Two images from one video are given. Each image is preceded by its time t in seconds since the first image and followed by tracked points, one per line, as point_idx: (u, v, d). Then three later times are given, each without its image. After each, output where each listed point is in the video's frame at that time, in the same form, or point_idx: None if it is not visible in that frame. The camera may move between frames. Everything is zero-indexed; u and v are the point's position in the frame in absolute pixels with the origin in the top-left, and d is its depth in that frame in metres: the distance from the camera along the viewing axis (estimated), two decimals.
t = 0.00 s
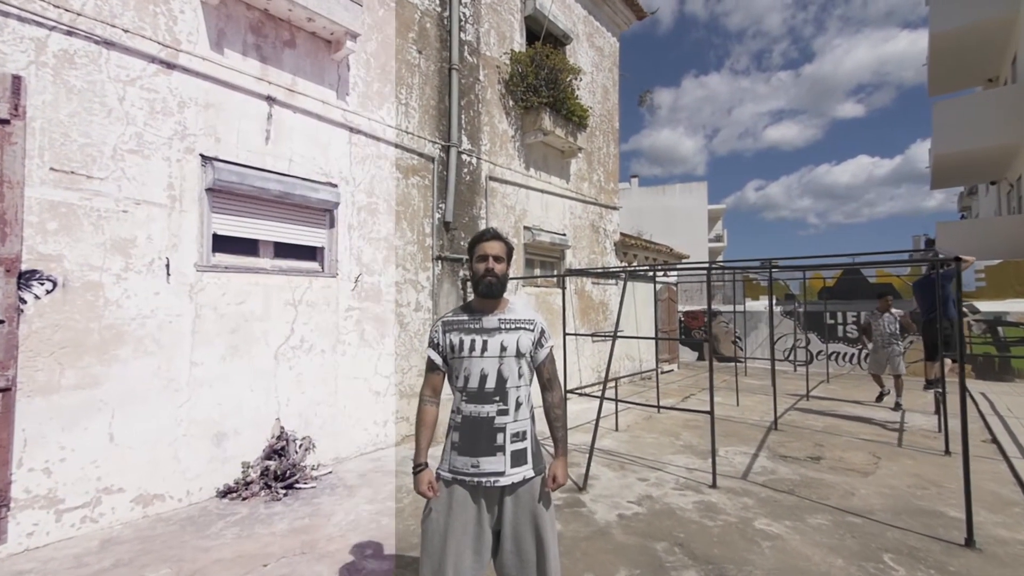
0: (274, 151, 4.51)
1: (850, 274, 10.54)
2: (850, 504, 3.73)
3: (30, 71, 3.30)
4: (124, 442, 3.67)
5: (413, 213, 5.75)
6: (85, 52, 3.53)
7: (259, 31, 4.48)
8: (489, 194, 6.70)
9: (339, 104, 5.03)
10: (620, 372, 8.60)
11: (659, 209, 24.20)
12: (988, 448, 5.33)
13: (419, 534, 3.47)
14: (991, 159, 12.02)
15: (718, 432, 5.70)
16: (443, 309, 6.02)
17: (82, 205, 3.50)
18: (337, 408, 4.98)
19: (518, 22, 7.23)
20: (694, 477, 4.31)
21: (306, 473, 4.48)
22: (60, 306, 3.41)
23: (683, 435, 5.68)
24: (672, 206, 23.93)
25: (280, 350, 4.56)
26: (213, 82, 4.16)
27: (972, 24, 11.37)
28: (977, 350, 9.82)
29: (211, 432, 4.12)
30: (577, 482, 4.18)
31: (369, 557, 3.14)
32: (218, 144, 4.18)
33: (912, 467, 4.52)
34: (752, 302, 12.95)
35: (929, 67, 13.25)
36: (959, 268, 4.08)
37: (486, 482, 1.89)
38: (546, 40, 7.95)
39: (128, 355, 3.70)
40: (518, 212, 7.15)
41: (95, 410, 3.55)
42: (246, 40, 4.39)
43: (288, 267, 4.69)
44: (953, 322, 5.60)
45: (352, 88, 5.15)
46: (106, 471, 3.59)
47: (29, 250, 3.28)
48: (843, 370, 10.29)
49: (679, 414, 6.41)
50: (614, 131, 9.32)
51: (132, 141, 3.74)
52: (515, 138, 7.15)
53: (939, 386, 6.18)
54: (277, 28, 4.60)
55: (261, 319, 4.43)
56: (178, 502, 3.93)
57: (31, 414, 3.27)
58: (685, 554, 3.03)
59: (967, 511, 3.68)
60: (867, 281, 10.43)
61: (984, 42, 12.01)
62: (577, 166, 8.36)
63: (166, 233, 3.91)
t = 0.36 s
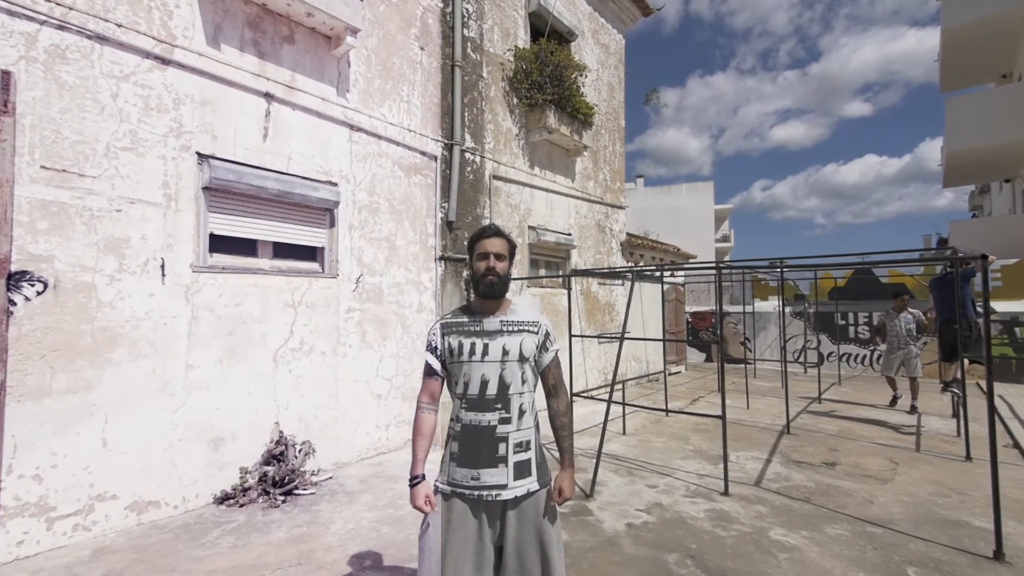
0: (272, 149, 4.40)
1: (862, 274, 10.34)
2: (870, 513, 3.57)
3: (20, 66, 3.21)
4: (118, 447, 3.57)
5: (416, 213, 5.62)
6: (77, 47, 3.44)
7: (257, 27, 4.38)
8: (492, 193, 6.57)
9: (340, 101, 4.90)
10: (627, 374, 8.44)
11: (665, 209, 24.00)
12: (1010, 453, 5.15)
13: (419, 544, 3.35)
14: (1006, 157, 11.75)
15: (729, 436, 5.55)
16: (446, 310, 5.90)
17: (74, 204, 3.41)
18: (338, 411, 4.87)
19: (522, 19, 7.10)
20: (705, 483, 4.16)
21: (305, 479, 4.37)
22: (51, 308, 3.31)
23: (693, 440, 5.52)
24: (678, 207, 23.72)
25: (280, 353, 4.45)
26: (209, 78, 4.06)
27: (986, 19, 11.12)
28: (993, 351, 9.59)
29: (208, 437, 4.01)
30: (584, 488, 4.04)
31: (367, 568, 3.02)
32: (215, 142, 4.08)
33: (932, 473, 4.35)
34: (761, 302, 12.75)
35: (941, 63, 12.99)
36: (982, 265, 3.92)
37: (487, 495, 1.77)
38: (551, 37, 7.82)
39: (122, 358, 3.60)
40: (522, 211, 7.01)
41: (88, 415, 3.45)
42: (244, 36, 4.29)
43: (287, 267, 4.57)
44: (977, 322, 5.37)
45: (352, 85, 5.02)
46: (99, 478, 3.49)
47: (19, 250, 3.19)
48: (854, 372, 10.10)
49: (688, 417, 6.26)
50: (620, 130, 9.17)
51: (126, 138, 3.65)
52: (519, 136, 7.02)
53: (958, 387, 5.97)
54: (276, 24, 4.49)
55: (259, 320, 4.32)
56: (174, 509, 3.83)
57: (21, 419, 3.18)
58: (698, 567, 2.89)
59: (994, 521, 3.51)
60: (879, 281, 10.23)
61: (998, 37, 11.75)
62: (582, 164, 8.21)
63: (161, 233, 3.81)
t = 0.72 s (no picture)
0: (275, 147, 4.30)
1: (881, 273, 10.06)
2: (898, 526, 3.38)
3: (16, 63, 3.14)
4: (117, 453, 3.49)
5: (423, 212, 5.49)
6: (75, 44, 3.37)
7: (259, 23, 4.28)
8: (500, 192, 6.42)
9: (344, 99, 4.78)
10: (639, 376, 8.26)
11: (676, 208, 23.72)
12: None
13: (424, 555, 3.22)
14: None
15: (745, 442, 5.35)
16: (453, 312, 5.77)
17: (72, 204, 3.34)
18: (343, 415, 4.76)
19: (531, 14, 6.95)
20: (722, 492, 3.99)
21: (309, 485, 4.26)
22: (48, 310, 3.24)
23: (708, 445, 5.34)
24: (689, 206, 23.42)
25: (283, 355, 4.35)
26: (211, 76, 3.97)
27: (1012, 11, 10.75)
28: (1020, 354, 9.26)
29: (210, 442, 3.92)
30: (595, 497, 3.89)
31: None
32: (217, 141, 3.99)
33: (963, 483, 4.13)
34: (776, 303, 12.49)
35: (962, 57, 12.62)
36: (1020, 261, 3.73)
37: (491, 514, 1.64)
38: (560, 33, 7.66)
39: (121, 361, 3.52)
40: (531, 211, 6.86)
41: (86, 420, 3.37)
42: (246, 32, 4.20)
43: (291, 268, 4.47)
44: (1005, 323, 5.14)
45: (357, 82, 4.90)
46: (97, 484, 3.41)
47: (15, 251, 3.12)
48: (873, 374, 9.84)
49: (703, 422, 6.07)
50: (631, 127, 8.99)
51: (125, 136, 3.57)
52: (528, 134, 6.87)
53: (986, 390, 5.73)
54: (278, 20, 4.40)
55: (262, 323, 4.21)
56: (175, 516, 3.74)
57: (17, 425, 3.10)
58: None
59: None
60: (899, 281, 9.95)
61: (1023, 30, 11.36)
62: (592, 163, 8.04)
63: (162, 233, 3.72)
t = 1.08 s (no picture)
0: (282, 148, 4.22)
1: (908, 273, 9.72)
2: (936, 542, 3.18)
3: (20, 64, 3.11)
4: (123, 458, 3.44)
5: (433, 213, 5.38)
6: (80, 44, 3.32)
7: (267, 22, 4.21)
8: (512, 192, 6.26)
9: (352, 98, 4.68)
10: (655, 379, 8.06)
11: (692, 208, 23.36)
12: None
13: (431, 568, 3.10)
14: None
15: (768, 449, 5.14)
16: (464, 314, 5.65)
17: (77, 206, 3.29)
18: (352, 420, 4.67)
19: (543, 10, 6.80)
20: (745, 503, 3.81)
21: (317, 491, 4.18)
22: (53, 314, 3.20)
23: (727, 453, 5.14)
24: (705, 206, 23.05)
25: (291, 359, 4.27)
26: (217, 75, 3.91)
27: None
28: None
29: (216, 447, 3.86)
30: (611, 507, 3.74)
31: None
32: (223, 141, 3.92)
33: (1003, 496, 3.89)
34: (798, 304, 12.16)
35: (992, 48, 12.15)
36: None
37: (497, 537, 1.51)
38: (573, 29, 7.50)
39: (127, 365, 3.47)
40: (544, 211, 6.69)
41: (92, 425, 3.32)
42: (253, 31, 4.13)
43: (298, 270, 4.40)
44: None
45: (366, 81, 4.80)
46: (103, 490, 3.36)
47: (19, 254, 3.08)
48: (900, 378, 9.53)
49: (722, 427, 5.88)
50: (645, 125, 8.79)
51: (130, 137, 3.52)
52: (540, 132, 6.70)
53: None
54: (286, 18, 4.32)
55: (269, 326, 4.14)
56: (181, 523, 3.68)
57: (22, 430, 3.06)
58: None
59: None
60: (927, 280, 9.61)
61: None
62: (606, 161, 7.86)
63: (167, 235, 3.66)
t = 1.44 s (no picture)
0: (292, 148, 4.16)
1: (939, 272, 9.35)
2: (977, 559, 2.98)
3: (30, 66, 3.10)
4: (133, 462, 3.41)
5: (445, 213, 5.29)
6: (89, 46, 3.31)
7: (276, 21, 4.16)
8: (525, 191, 6.12)
9: (363, 97, 4.60)
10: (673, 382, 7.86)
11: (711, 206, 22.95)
12: None
13: None
14: None
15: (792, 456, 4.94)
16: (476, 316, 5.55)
17: (87, 208, 3.28)
18: (363, 423, 4.61)
19: (557, 5, 6.66)
20: (769, 513, 3.64)
21: (328, 496, 4.12)
22: (62, 316, 3.18)
23: (750, 459, 4.96)
24: (724, 204, 22.63)
25: (302, 361, 4.22)
26: (226, 75, 3.87)
27: None
28: None
29: (227, 451, 3.82)
30: (628, 516, 3.60)
31: None
32: (233, 142, 3.88)
33: None
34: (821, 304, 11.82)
35: None
36: None
37: (504, 560, 1.40)
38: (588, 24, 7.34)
39: (136, 368, 3.45)
40: (558, 210, 6.54)
41: (102, 428, 3.30)
42: (263, 30, 4.08)
43: (309, 272, 4.34)
44: None
45: (376, 79, 4.72)
46: (113, 494, 3.33)
47: (29, 256, 3.07)
48: (931, 381, 9.19)
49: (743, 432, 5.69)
50: (662, 121, 8.59)
51: (140, 138, 3.49)
52: (554, 130, 6.55)
53: None
54: (295, 17, 4.26)
55: (280, 328, 4.09)
56: (191, 527, 3.65)
57: (32, 433, 3.05)
58: None
59: None
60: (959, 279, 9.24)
61: None
62: (622, 159, 7.68)
63: (177, 237, 3.63)
